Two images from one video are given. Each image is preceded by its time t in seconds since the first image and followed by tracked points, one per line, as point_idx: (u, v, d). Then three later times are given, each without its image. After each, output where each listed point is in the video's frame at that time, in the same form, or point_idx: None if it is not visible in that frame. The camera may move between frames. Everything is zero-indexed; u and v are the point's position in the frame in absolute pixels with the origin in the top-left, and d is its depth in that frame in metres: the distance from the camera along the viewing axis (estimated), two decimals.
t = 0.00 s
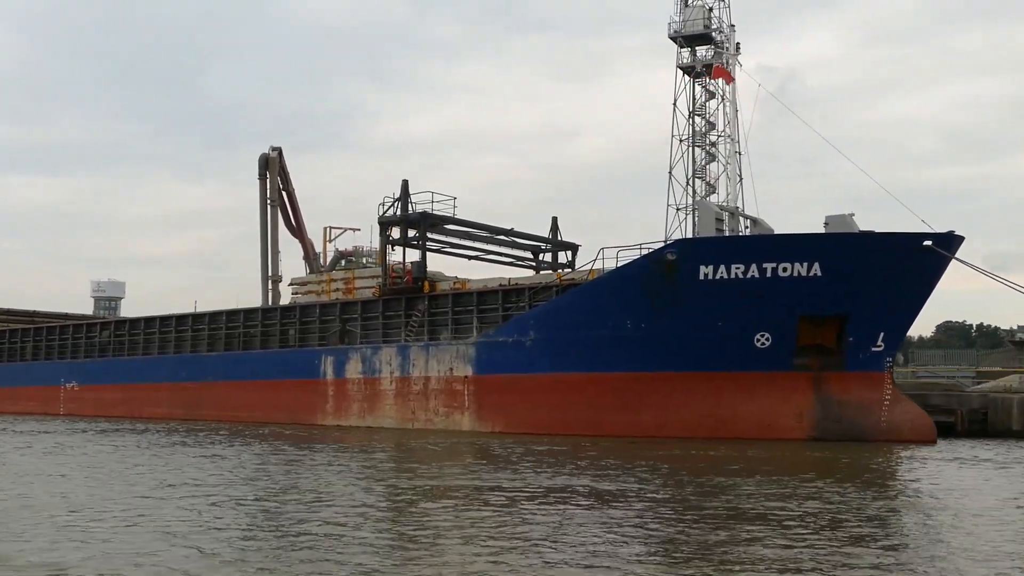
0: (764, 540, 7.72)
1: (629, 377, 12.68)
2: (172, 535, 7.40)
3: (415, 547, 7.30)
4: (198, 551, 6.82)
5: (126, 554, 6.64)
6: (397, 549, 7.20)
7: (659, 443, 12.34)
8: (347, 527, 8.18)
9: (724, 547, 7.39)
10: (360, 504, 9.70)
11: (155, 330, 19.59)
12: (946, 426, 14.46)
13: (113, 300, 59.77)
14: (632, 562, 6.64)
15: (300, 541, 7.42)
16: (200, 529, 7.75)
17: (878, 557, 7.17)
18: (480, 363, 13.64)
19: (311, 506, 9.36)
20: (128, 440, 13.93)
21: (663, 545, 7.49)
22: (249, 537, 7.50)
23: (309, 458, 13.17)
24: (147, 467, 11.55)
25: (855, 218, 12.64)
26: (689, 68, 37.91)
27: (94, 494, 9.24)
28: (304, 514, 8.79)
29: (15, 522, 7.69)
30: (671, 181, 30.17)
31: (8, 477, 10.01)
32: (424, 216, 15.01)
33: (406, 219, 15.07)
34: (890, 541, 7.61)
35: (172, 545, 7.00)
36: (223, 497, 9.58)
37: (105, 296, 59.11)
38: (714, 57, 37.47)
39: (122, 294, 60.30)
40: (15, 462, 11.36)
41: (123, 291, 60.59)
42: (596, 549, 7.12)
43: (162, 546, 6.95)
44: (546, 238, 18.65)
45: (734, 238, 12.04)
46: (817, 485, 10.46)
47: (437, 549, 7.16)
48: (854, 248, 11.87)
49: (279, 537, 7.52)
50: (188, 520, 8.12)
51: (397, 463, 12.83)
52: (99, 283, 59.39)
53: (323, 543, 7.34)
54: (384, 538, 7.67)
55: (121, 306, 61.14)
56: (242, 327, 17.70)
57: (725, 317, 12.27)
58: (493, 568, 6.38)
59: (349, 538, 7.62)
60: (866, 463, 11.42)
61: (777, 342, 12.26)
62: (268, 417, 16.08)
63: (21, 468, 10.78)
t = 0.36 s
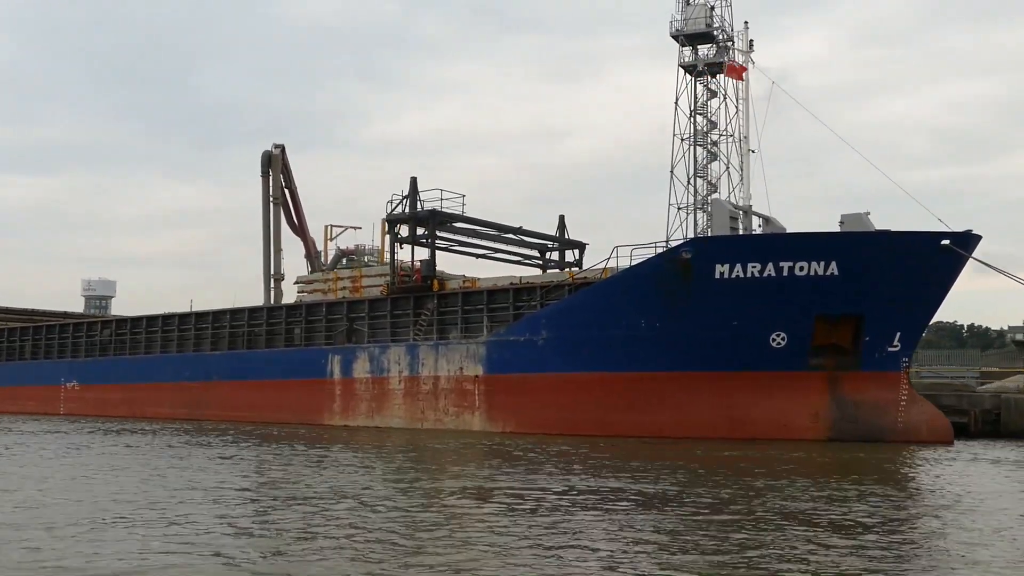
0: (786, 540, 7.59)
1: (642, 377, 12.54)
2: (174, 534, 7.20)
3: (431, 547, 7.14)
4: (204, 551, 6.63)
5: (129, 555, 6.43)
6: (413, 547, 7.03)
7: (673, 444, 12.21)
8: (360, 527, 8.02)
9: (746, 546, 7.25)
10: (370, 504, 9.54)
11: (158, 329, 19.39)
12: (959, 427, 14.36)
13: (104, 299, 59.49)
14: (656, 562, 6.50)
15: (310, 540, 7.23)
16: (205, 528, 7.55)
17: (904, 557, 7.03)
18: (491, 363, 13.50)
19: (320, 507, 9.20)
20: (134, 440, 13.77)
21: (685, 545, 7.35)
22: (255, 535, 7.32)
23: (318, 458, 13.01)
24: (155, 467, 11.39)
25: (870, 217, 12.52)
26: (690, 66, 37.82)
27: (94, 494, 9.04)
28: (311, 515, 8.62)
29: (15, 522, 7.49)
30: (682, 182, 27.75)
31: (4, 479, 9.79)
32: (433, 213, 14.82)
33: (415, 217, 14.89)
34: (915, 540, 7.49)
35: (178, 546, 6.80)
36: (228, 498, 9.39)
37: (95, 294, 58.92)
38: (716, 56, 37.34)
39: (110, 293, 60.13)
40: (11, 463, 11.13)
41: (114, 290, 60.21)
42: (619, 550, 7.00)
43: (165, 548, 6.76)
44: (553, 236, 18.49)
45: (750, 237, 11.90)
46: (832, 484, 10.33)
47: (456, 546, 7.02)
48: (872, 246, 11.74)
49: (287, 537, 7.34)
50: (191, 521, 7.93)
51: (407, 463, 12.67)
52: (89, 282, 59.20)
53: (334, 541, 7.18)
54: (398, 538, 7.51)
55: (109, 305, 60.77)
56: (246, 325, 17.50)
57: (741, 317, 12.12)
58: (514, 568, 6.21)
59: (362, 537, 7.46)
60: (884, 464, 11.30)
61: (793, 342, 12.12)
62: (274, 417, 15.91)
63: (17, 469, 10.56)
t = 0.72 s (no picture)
0: (813, 542, 7.45)
1: (656, 375, 12.41)
2: (191, 536, 7.04)
3: (452, 549, 6.98)
4: (220, 556, 6.44)
5: (142, 561, 6.24)
6: (434, 550, 6.86)
7: (687, 443, 12.08)
8: (376, 528, 7.85)
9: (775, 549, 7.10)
10: (384, 505, 9.38)
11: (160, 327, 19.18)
12: (972, 426, 14.26)
13: (94, 297, 59.07)
14: (688, 565, 6.35)
15: (328, 543, 7.05)
16: (218, 532, 7.36)
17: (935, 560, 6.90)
18: (501, 361, 13.36)
19: (333, 508, 9.03)
20: (140, 440, 13.59)
21: (712, 548, 7.21)
22: (271, 538, 7.13)
23: (327, 458, 12.85)
24: (164, 467, 11.22)
25: (886, 213, 12.42)
26: (691, 64, 37.75)
27: (100, 496, 8.84)
28: (326, 516, 8.44)
29: (21, 525, 7.28)
30: (671, 177, 28.95)
31: (6, 480, 9.57)
32: (442, 210, 14.67)
33: (423, 213, 14.74)
34: (945, 540, 7.38)
35: (192, 552, 6.60)
36: (238, 500, 9.20)
37: (85, 292, 58.59)
38: (716, 53, 37.33)
39: (100, 291, 59.78)
40: (12, 464, 10.91)
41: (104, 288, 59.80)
42: (646, 552, 6.85)
43: (181, 552, 6.57)
44: (560, 234, 18.35)
45: (767, 234, 11.78)
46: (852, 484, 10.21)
47: (479, 549, 6.86)
48: (889, 244, 11.63)
49: (303, 539, 7.16)
50: (203, 523, 7.73)
51: (418, 463, 12.52)
52: (78, 279, 58.80)
53: (352, 543, 7.00)
54: (417, 539, 7.33)
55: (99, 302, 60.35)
56: (250, 323, 17.29)
57: (756, 315, 12.01)
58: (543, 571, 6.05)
59: (381, 539, 7.28)
60: (901, 463, 11.19)
61: (808, 340, 12.01)
62: (280, 416, 15.74)
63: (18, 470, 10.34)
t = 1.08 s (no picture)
0: (840, 545, 7.35)
1: (668, 373, 12.30)
2: (212, 539, 6.91)
3: (472, 552, 6.82)
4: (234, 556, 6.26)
5: (165, 562, 6.09)
6: (453, 551, 6.70)
7: (700, 441, 11.98)
8: (391, 530, 7.68)
9: (800, 554, 6.99)
10: (396, 506, 9.22)
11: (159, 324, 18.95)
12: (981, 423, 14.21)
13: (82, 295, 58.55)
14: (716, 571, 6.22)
15: (343, 545, 6.88)
16: (229, 533, 7.18)
17: (964, 562, 6.79)
18: (511, 359, 13.22)
19: (344, 509, 8.86)
20: (144, 439, 13.40)
21: (737, 552, 7.09)
22: (285, 538, 6.95)
23: (334, 457, 12.69)
24: (170, 467, 11.03)
25: (898, 209, 12.29)
26: (689, 61, 37.68)
27: (103, 497, 8.63)
28: (337, 517, 8.26)
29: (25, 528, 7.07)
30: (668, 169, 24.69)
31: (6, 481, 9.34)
32: (448, 206, 14.50)
33: (429, 210, 14.57)
34: (974, 544, 7.29)
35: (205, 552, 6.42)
36: (245, 501, 9.01)
37: (73, 290, 58.12)
38: (715, 50, 37.24)
39: (88, 289, 59.28)
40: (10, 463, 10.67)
41: (92, 285, 59.37)
42: (671, 556, 6.72)
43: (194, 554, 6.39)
44: (564, 230, 18.20)
45: (781, 230, 11.67)
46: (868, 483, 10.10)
47: (506, 552, 6.74)
48: (903, 240, 11.53)
49: (322, 540, 7.00)
50: (213, 524, 7.55)
51: (426, 462, 12.36)
52: (65, 276, 58.26)
53: (368, 545, 6.82)
54: (433, 541, 7.16)
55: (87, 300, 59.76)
56: (252, 320, 17.07)
57: (770, 312, 11.90)
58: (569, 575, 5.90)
59: (397, 541, 7.12)
60: (916, 462, 11.10)
61: (822, 337, 11.91)
62: (283, 414, 15.57)
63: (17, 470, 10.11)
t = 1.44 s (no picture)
0: (863, 544, 7.25)
1: (676, 374, 12.19)
2: (225, 546, 6.73)
3: (489, 557, 6.63)
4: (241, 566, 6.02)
5: (181, 570, 5.91)
6: (472, 555, 6.54)
7: (709, 442, 11.87)
8: (401, 535, 7.50)
9: (824, 554, 6.88)
10: (404, 509, 9.04)
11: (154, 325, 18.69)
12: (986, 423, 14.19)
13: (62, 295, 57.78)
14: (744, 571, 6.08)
15: (353, 553, 6.67)
16: (239, 541, 6.98)
17: (992, 561, 6.70)
18: (516, 360, 13.07)
19: (351, 512, 8.67)
20: (143, 442, 13.17)
21: (759, 553, 6.96)
22: (293, 548, 6.73)
23: (338, 459, 12.50)
24: (173, 470, 10.83)
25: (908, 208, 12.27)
26: (682, 60, 37.66)
27: (100, 505, 8.37)
28: (345, 522, 8.06)
29: (21, 538, 6.83)
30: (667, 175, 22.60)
31: None
32: (451, 205, 14.34)
33: (432, 208, 14.41)
34: (999, 543, 7.21)
35: (212, 562, 6.19)
36: (247, 506, 8.78)
37: (53, 290, 57.44)
38: (708, 49, 37.24)
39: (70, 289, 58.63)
40: None
41: (74, 286, 58.76)
42: (694, 558, 6.58)
43: (200, 565, 6.16)
44: (564, 229, 18.06)
45: (791, 230, 11.56)
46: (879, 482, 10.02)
47: (528, 555, 6.59)
48: (914, 240, 11.43)
49: (340, 546, 6.84)
50: (218, 533, 7.32)
51: (431, 464, 12.19)
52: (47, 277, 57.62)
53: (379, 550, 6.64)
54: (446, 547, 6.99)
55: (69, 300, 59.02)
56: (250, 321, 16.84)
57: (779, 312, 11.80)
58: None
59: (410, 547, 6.93)
60: (927, 462, 11.03)
61: (831, 337, 11.82)
62: (283, 416, 15.37)
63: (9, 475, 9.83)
